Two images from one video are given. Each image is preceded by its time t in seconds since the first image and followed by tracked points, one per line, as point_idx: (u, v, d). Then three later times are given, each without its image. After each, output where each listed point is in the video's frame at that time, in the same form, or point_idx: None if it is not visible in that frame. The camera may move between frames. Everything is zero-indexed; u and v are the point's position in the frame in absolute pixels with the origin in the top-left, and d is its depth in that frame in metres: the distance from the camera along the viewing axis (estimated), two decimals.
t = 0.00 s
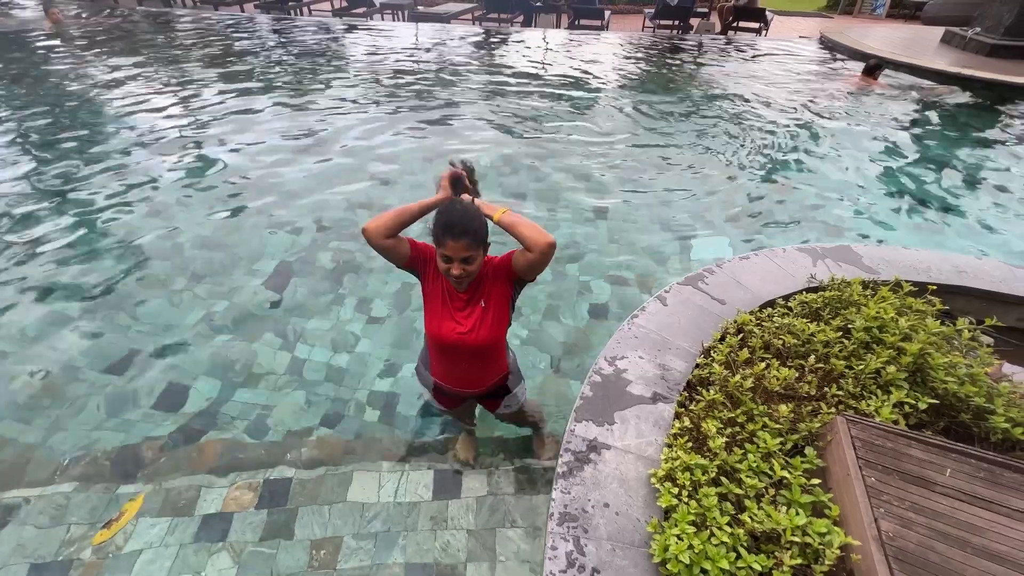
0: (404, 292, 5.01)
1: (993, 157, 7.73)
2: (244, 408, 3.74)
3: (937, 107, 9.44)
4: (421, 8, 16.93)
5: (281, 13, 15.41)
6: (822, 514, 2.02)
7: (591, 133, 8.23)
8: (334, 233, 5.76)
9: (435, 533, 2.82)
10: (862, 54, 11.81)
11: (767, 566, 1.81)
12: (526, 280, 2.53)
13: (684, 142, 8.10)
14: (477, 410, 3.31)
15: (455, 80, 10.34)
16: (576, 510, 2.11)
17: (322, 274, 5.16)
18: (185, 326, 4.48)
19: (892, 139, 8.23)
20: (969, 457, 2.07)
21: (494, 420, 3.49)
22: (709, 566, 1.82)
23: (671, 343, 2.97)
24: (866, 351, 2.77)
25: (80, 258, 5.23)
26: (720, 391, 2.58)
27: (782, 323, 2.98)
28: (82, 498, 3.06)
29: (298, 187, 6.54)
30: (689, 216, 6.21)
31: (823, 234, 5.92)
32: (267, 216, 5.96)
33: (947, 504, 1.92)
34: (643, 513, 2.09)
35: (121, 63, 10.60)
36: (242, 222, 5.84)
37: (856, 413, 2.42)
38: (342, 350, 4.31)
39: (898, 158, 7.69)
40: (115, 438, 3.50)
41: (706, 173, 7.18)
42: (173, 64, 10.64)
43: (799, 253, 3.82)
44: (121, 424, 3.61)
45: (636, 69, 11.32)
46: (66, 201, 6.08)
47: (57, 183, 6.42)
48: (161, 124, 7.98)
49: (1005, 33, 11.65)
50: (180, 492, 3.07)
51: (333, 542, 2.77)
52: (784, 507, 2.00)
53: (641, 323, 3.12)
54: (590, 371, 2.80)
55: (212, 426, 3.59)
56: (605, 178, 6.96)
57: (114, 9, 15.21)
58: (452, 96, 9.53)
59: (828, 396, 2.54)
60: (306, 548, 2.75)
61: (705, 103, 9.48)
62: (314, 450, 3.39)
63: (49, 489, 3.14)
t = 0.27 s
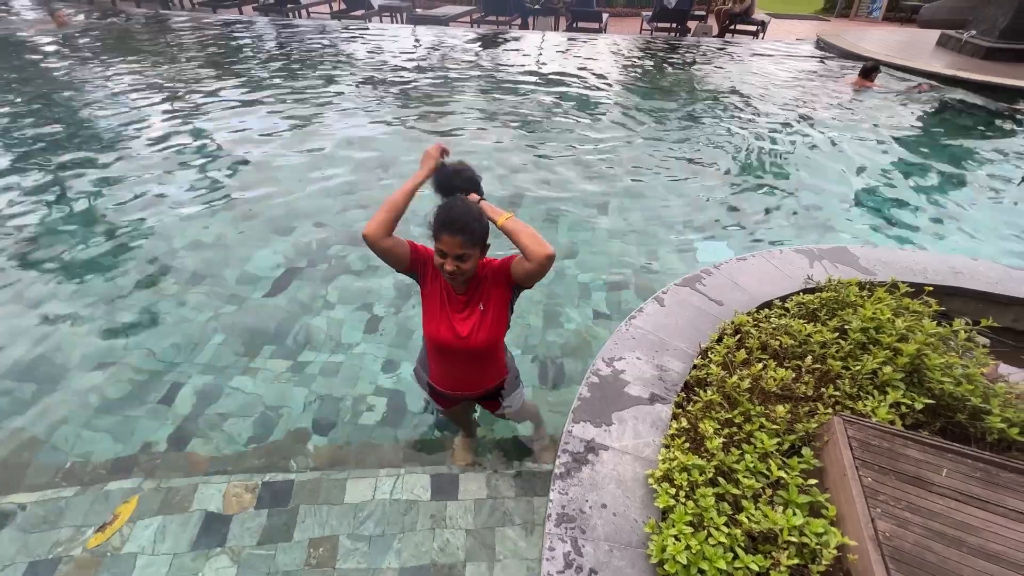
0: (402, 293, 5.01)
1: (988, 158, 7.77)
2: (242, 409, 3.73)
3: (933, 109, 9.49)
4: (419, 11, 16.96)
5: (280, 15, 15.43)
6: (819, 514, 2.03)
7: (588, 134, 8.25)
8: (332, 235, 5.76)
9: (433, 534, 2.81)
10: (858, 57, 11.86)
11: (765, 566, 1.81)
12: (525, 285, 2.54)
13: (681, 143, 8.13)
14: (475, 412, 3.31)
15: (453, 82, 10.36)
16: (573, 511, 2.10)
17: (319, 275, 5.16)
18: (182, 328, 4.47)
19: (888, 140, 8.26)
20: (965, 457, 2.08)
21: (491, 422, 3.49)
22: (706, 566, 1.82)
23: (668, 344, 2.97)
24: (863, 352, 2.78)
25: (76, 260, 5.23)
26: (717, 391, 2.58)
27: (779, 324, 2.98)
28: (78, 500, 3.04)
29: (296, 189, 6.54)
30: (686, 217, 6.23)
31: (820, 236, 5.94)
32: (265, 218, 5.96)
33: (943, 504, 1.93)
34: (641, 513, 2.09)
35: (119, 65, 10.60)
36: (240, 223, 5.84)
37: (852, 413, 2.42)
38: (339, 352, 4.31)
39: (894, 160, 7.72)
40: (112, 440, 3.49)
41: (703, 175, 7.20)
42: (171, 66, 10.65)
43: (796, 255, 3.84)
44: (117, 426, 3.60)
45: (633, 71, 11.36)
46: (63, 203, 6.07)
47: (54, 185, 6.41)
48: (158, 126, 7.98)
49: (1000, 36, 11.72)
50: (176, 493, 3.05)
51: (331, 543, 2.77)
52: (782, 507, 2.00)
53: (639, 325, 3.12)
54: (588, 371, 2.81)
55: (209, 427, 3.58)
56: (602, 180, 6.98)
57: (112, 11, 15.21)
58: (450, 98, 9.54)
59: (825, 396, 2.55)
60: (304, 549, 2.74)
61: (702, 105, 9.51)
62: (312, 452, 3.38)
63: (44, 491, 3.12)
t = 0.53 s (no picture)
0: (400, 294, 5.01)
1: (983, 161, 7.82)
2: (239, 410, 3.73)
3: (929, 111, 9.55)
4: (417, 12, 16.96)
5: (278, 16, 15.44)
6: (815, 513, 2.04)
7: (586, 136, 8.28)
8: (330, 235, 5.77)
9: (429, 535, 2.81)
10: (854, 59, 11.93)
11: (760, 565, 1.82)
12: (519, 291, 2.53)
13: (678, 145, 8.16)
14: (472, 413, 3.31)
15: (451, 84, 10.38)
16: (570, 510, 2.11)
17: (318, 276, 5.16)
18: (179, 328, 4.46)
19: (884, 142, 8.31)
20: (960, 456, 2.09)
21: (489, 422, 3.49)
22: (702, 565, 1.83)
23: (665, 344, 2.98)
24: (858, 352, 2.79)
25: (73, 261, 5.21)
26: (714, 391, 2.59)
27: (775, 324, 3.00)
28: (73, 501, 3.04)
29: (294, 190, 6.54)
30: (683, 219, 6.25)
31: (816, 237, 5.97)
32: (263, 218, 5.96)
33: (938, 502, 1.93)
34: (637, 512, 2.09)
35: (117, 65, 10.59)
36: (237, 224, 5.84)
37: (848, 413, 2.43)
38: (336, 352, 4.31)
39: (890, 162, 7.76)
40: (108, 440, 3.48)
41: (700, 176, 7.23)
42: (169, 66, 10.64)
43: (792, 255, 3.86)
44: (114, 426, 3.59)
45: (631, 73, 11.39)
46: (60, 203, 6.06)
47: (51, 185, 6.39)
48: (156, 126, 7.97)
49: (994, 39, 11.79)
50: (172, 494, 3.05)
51: (326, 544, 2.76)
52: (777, 506, 2.01)
53: (636, 325, 3.13)
54: (585, 372, 2.81)
55: (206, 428, 3.58)
56: (600, 181, 7.00)
57: (110, 12, 15.18)
58: (448, 100, 9.56)
59: (821, 396, 2.56)
60: (300, 550, 2.73)
61: (699, 108, 9.55)
62: (309, 452, 3.38)
63: (39, 492, 3.11)
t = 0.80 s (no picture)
0: (402, 296, 5.03)
1: (987, 164, 7.79)
2: (242, 410, 3.75)
3: (933, 114, 9.52)
4: (421, 16, 17.03)
5: (283, 20, 15.54)
6: (816, 516, 2.03)
7: (589, 139, 8.29)
8: (333, 237, 5.79)
9: (431, 535, 2.81)
10: (858, 62, 11.92)
11: (761, 567, 1.81)
12: (518, 300, 2.50)
13: (681, 148, 8.16)
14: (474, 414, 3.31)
15: (454, 87, 10.42)
16: (571, 512, 2.11)
17: (321, 277, 5.19)
18: (184, 329, 4.49)
19: (887, 146, 8.29)
20: (963, 459, 2.08)
21: (490, 424, 3.49)
22: (703, 567, 1.82)
23: (667, 346, 2.98)
24: (861, 355, 2.78)
25: (78, 262, 5.24)
26: (716, 393, 2.59)
27: (778, 327, 3.00)
28: (78, 501, 3.05)
29: (298, 192, 6.58)
30: (686, 221, 6.25)
31: (818, 240, 5.96)
32: (267, 220, 5.99)
33: (942, 506, 1.93)
34: (639, 514, 2.09)
35: (123, 68, 10.67)
36: (241, 226, 5.87)
37: (851, 416, 2.42)
38: (339, 353, 4.32)
39: (893, 165, 7.74)
40: (113, 440, 3.50)
41: (703, 179, 7.23)
42: (175, 69, 10.72)
43: (795, 258, 3.85)
44: (119, 426, 3.61)
45: (634, 76, 11.41)
46: (67, 205, 6.11)
47: (57, 187, 6.44)
48: (161, 128, 8.02)
49: (998, 42, 11.77)
50: (176, 494, 3.06)
51: (329, 544, 2.77)
52: (779, 509, 2.01)
53: (638, 327, 3.13)
54: (586, 373, 2.81)
55: (210, 428, 3.60)
56: (602, 184, 7.00)
57: (116, 15, 15.30)
58: (451, 102, 9.60)
59: (823, 399, 2.55)
60: (302, 549, 2.75)
61: (702, 110, 9.55)
62: (311, 452, 3.39)
63: (45, 492, 3.12)
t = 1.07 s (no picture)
0: (407, 300, 5.04)
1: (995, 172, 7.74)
2: (247, 412, 3.76)
3: (941, 121, 9.48)
4: (428, 22, 17.18)
5: (292, 26, 15.72)
6: (822, 525, 2.01)
7: (594, 145, 8.31)
8: (339, 240, 5.83)
9: (434, 540, 2.81)
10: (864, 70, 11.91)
11: None
12: (524, 308, 2.50)
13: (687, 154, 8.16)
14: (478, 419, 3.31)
15: (461, 93, 10.49)
16: (575, 518, 2.10)
17: (327, 281, 5.22)
18: (190, 331, 4.52)
19: (894, 153, 8.26)
20: (972, 470, 2.06)
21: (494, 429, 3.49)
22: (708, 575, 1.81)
23: (672, 353, 2.97)
24: (868, 363, 2.76)
25: (88, 263, 5.30)
26: (720, 400, 2.58)
27: (784, 334, 2.98)
28: (83, 501, 3.07)
29: (305, 196, 6.63)
30: (691, 228, 6.24)
31: (825, 247, 5.93)
32: (274, 224, 6.04)
33: (950, 517, 1.90)
34: (642, 521, 2.08)
35: (135, 74, 10.81)
36: (249, 229, 5.92)
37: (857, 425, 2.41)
38: (344, 357, 4.34)
39: (900, 172, 7.71)
40: (119, 440, 3.52)
41: (708, 186, 7.22)
42: (185, 75, 10.85)
43: (801, 265, 3.84)
44: (125, 426, 3.63)
45: (640, 83, 11.44)
46: (77, 207, 6.18)
47: (68, 189, 6.52)
48: (172, 133, 8.12)
49: (1007, 50, 11.72)
50: (180, 495, 3.07)
51: (332, 547, 2.77)
52: (784, 517, 1.99)
53: (642, 333, 3.13)
54: (591, 379, 2.81)
55: (215, 429, 3.61)
56: (608, 190, 7.01)
57: (129, 22, 15.54)
58: (458, 108, 9.66)
59: (829, 407, 2.54)
60: (304, 553, 2.74)
61: (708, 117, 9.56)
62: (315, 455, 3.40)
63: (51, 492, 3.14)
